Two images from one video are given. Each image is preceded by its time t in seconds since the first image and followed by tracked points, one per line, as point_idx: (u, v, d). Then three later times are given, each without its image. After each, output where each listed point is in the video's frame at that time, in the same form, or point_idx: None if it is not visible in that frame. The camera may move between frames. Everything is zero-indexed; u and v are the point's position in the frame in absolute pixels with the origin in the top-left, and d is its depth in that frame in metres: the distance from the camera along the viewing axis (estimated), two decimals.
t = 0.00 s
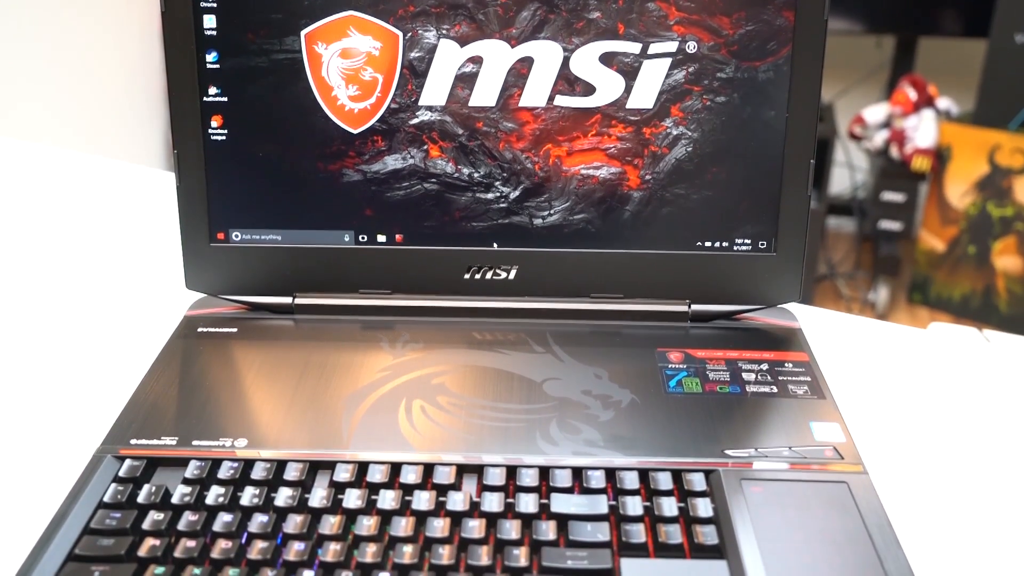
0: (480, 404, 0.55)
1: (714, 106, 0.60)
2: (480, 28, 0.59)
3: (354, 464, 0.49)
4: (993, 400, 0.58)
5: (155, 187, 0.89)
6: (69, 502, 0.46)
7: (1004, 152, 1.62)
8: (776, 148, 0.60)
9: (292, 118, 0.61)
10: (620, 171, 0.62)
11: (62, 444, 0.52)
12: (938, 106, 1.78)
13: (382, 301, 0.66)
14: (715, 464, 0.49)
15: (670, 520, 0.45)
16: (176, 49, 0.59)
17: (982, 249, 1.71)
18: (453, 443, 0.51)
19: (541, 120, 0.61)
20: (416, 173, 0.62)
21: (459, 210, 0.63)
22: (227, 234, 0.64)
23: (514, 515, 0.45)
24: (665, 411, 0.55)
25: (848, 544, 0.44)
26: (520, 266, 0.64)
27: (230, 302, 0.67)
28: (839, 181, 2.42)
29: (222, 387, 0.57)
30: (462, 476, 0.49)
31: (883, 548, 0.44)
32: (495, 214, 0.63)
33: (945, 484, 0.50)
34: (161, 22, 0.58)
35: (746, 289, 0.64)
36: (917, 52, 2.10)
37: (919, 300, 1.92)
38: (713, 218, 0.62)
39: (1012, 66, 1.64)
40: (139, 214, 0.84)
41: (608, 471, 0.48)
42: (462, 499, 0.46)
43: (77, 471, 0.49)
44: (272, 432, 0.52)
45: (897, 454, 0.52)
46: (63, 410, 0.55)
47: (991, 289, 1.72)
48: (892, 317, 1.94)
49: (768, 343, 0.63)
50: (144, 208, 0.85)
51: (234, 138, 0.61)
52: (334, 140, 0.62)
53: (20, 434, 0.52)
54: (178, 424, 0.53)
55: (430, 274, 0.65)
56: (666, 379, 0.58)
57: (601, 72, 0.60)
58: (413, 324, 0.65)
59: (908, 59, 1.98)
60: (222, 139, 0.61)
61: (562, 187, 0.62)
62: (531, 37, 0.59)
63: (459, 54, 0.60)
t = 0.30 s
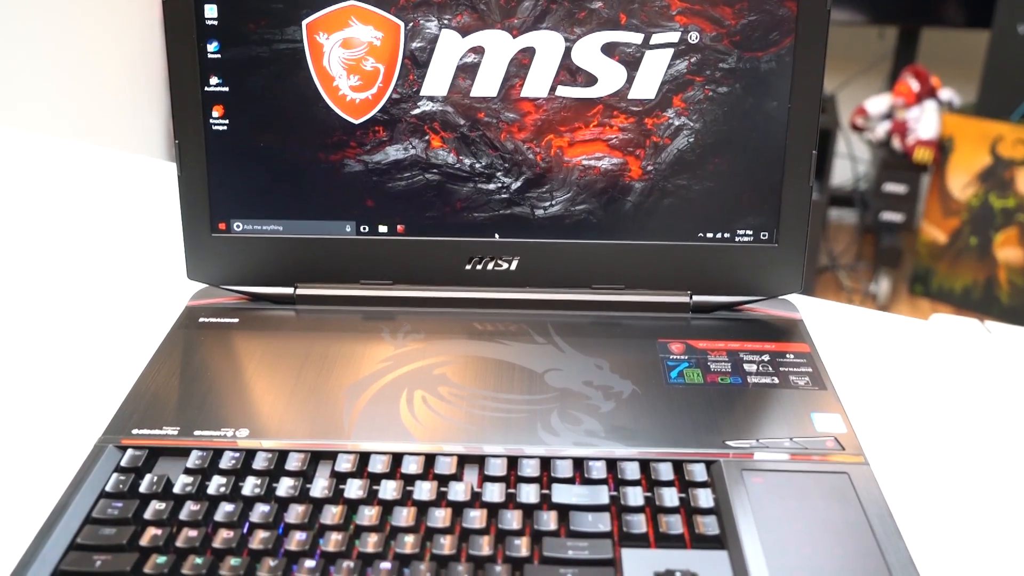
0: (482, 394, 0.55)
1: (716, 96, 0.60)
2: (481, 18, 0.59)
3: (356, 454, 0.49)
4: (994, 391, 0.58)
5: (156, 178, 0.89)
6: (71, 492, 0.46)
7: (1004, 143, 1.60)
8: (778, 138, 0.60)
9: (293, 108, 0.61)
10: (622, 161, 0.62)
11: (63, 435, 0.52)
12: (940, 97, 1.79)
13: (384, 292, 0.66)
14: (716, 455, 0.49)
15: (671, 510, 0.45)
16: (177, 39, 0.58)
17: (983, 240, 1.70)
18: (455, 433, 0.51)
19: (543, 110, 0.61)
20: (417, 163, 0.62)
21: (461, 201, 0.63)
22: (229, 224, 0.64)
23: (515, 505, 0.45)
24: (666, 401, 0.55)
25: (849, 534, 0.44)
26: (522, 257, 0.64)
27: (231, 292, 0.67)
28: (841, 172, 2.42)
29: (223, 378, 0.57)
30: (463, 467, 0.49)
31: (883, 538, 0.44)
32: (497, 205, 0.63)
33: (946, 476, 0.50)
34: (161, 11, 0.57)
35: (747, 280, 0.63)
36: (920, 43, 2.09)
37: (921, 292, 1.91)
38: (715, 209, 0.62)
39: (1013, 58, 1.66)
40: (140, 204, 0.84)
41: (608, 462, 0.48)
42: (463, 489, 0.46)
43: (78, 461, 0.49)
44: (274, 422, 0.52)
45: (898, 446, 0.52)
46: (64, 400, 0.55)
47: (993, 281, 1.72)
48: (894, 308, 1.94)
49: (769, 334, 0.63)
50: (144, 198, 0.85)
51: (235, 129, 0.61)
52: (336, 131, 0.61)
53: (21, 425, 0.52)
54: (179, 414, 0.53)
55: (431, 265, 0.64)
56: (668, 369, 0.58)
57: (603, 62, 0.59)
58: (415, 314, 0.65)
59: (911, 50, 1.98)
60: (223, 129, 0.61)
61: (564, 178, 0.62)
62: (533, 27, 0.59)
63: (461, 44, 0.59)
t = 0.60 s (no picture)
0: (483, 387, 0.55)
1: (718, 89, 0.59)
2: (483, 10, 0.59)
3: (356, 447, 0.49)
4: (995, 385, 0.58)
5: (156, 170, 0.89)
6: (73, 484, 0.46)
7: (1008, 137, 1.61)
8: (780, 131, 0.60)
9: (293, 101, 0.61)
10: (623, 154, 0.61)
11: (65, 427, 0.52)
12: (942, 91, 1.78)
13: (385, 285, 0.65)
14: (716, 448, 0.49)
15: (672, 503, 0.45)
16: (178, 31, 0.58)
17: (985, 234, 1.70)
18: (456, 426, 0.51)
19: (544, 103, 0.60)
20: (418, 156, 0.62)
21: (462, 193, 0.63)
22: (230, 217, 0.64)
23: (516, 498, 0.45)
24: (667, 394, 0.55)
25: (849, 527, 0.44)
26: (523, 250, 0.64)
27: (232, 285, 0.67)
28: (843, 166, 2.41)
29: (224, 370, 0.57)
30: (463, 459, 0.49)
31: (883, 531, 0.44)
32: (498, 197, 0.63)
33: (947, 469, 0.50)
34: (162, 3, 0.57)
35: (749, 273, 0.63)
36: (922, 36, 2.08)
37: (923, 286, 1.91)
38: (717, 202, 0.62)
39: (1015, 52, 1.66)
40: (140, 197, 0.83)
41: (609, 455, 0.48)
42: (464, 482, 0.46)
43: (80, 453, 0.49)
44: (275, 414, 0.52)
45: (899, 440, 0.52)
46: (65, 393, 0.55)
47: (994, 275, 1.71)
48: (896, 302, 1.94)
49: (771, 327, 0.63)
50: (145, 191, 0.85)
51: (235, 121, 0.61)
52: (336, 123, 0.61)
53: (23, 417, 0.52)
54: (180, 406, 0.53)
55: (432, 258, 0.64)
56: (669, 362, 0.58)
57: (605, 55, 0.59)
58: (416, 307, 0.65)
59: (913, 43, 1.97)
60: (224, 121, 0.61)
61: (565, 170, 0.62)
62: (535, 19, 0.58)
63: (462, 36, 0.59)
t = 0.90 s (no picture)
0: (484, 380, 0.55)
1: (719, 81, 0.59)
2: (483, 2, 0.58)
3: (357, 439, 0.49)
4: (995, 379, 0.58)
5: (156, 163, 0.89)
6: (73, 476, 0.46)
7: (1009, 131, 1.58)
8: (782, 124, 0.59)
9: (294, 93, 0.60)
10: (624, 147, 0.61)
11: (65, 420, 0.52)
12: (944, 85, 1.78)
13: (385, 278, 0.65)
14: (717, 441, 0.49)
15: (672, 496, 0.45)
16: (177, 23, 0.58)
17: (986, 229, 1.70)
18: (456, 419, 0.51)
19: (545, 95, 0.60)
20: (419, 148, 0.62)
21: (462, 186, 0.63)
22: (230, 209, 0.63)
23: (516, 490, 0.45)
24: (667, 387, 0.55)
25: (850, 520, 0.44)
26: (523, 243, 0.64)
27: (233, 278, 0.67)
28: (844, 160, 2.41)
29: (225, 363, 0.57)
30: (464, 452, 0.49)
31: (884, 523, 0.44)
32: (499, 190, 0.63)
33: (947, 463, 0.50)
34: None
35: (749, 266, 0.63)
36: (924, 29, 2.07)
37: (923, 280, 1.91)
38: (718, 195, 0.62)
39: (1017, 47, 1.65)
40: (140, 189, 0.83)
41: (609, 448, 0.48)
42: (464, 475, 0.46)
43: (80, 446, 0.49)
44: (275, 407, 0.52)
45: (899, 433, 0.52)
46: (65, 386, 0.55)
47: (995, 270, 1.71)
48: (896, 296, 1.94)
49: (771, 321, 0.62)
50: (145, 183, 0.85)
51: (235, 113, 0.61)
52: (337, 115, 0.61)
53: (23, 410, 0.52)
54: (180, 399, 0.53)
55: (433, 251, 0.64)
56: (669, 356, 0.58)
57: (606, 47, 0.59)
58: (416, 300, 0.65)
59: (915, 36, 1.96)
60: (224, 114, 0.61)
61: (566, 163, 0.62)
62: (535, 11, 0.58)
63: (463, 28, 0.59)
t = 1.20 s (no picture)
0: (484, 370, 0.55)
1: (721, 72, 0.59)
2: None
3: (357, 430, 0.49)
4: (996, 370, 0.58)
5: (156, 154, 0.89)
6: (74, 467, 0.46)
7: (1010, 123, 1.58)
8: (783, 115, 0.59)
9: (293, 83, 0.60)
10: (625, 137, 0.61)
11: (66, 411, 0.52)
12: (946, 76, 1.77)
13: (385, 268, 0.65)
14: (717, 431, 0.49)
15: (673, 486, 0.45)
16: (177, 12, 0.58)
17: (988, 220, 1.69)
18: (457, 409, 0.51)
19: (546, 86, 0.60)
20: (419, 139, 0.62)
21: (462, 176, 0.63)
22: (230, 200, 0.63)
23: (516, 481, 0.46)
24: (668, 378, 0.55)
25: (850, 511, 0.45)
26: (524, 234, 0.64)
27: (233, 269, 0.67)
28: (845, 151, 2.40)
29: (225, 354, 0.57)
30: (464, 443, 0.49)
31: (884, 514, 0.44)
32: (499, 181, 0.63)
33: (947, 454, 0.50)
34: None
35: (751, 257, 0.63)
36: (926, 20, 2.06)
37: (924, 272, 1.90)
38: (719, 185, 0.61)
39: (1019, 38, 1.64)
40: (140, 180, 0.83)
41: (609, 438, 0.48)
42: (465, 465, 0.46)
43: (81, 437, 0.49)
44: (275, 397, 0.52)
45: (899, 425, 0.52)
46: (66, 376, 0.55)
47: (997, 261, 1.70)
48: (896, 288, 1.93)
49: (772, 312, 0.62)
50: (145, 174, 0.84)
51: (235, 104, 0.61)
52: (337, 105, 0.61)
53: (24, 401, 0.52)
54: (181, 389, 0.53)
55: (434, 241, 0.64)
56: (670, 346, 0.58)
57: (607, 37, 0.59)
58: (416, 291, 0.65)
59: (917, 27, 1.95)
60: (224, 104, 0.61)
61: (567, 153, 0.62)
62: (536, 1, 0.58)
63: (464, 18, 0.59)
